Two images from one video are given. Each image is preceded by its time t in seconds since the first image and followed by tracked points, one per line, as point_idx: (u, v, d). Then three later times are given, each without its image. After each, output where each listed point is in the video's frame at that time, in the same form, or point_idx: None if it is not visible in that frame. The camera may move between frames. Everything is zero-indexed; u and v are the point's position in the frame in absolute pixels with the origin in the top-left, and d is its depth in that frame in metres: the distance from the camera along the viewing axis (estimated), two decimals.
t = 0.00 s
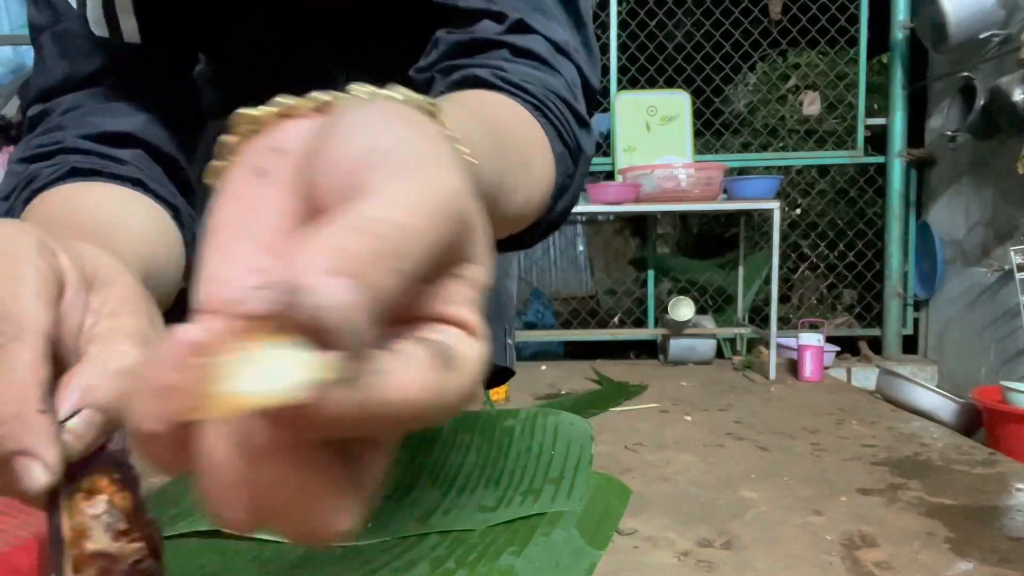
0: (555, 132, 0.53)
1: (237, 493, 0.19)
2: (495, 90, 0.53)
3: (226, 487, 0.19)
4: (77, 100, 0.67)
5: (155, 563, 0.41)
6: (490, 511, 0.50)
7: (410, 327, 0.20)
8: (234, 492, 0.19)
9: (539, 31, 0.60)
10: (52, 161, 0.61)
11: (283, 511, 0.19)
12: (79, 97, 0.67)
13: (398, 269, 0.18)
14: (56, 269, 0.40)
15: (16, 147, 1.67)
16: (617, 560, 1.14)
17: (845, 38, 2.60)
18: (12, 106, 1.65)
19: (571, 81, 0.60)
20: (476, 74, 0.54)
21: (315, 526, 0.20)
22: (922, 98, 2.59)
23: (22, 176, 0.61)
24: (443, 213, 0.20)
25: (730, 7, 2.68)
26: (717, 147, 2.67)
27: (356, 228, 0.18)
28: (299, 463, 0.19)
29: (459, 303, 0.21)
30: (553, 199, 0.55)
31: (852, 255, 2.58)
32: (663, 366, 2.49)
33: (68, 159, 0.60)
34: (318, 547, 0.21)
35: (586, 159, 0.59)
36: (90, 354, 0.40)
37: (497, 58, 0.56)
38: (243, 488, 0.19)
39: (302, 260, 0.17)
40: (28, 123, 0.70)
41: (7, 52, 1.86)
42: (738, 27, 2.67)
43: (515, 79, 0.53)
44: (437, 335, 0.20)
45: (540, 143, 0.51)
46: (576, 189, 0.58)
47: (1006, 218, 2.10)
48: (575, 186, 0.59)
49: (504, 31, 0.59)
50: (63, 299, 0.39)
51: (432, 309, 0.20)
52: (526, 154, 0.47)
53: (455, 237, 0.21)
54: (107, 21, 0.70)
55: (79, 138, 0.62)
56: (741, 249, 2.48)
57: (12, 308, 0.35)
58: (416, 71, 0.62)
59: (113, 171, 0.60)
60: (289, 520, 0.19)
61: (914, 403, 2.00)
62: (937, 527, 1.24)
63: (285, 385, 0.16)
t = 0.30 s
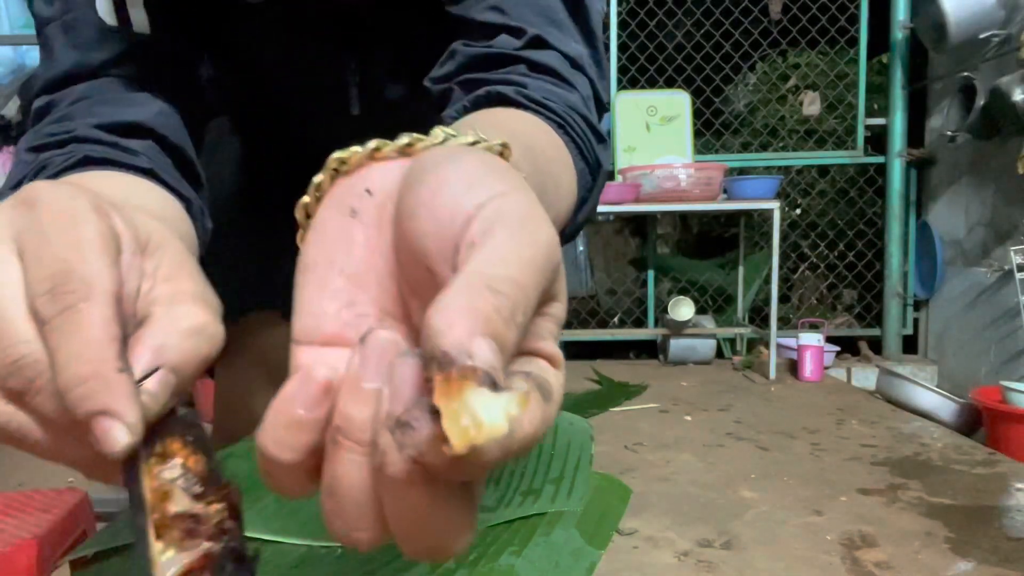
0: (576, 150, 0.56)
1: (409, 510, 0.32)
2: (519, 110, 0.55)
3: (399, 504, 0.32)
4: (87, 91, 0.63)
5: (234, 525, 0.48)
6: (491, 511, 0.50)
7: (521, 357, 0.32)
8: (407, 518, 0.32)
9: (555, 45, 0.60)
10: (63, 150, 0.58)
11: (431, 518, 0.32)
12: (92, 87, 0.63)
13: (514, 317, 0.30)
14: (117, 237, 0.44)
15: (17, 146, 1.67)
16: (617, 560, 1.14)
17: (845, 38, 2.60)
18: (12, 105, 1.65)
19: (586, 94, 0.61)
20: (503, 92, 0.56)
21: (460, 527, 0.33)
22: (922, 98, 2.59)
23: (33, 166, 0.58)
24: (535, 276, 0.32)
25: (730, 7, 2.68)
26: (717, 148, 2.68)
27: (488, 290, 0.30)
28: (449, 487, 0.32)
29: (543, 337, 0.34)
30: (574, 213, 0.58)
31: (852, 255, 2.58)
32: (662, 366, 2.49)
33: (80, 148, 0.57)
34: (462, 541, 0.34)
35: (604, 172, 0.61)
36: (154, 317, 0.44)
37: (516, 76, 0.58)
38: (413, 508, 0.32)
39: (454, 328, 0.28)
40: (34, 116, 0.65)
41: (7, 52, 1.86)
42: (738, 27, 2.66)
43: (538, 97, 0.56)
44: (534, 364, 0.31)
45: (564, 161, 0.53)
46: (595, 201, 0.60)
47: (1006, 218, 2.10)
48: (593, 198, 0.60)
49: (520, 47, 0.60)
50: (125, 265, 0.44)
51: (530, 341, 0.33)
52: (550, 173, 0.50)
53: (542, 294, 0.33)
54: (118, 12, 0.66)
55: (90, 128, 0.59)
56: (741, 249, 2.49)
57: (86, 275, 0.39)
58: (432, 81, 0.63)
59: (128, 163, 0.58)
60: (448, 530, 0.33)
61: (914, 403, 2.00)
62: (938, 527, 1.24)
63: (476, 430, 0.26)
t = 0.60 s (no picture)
0: (594, 141, 0.55)
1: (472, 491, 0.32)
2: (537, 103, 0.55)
3: (462, 483, 0.32)
4: (93, 75, 0.62)
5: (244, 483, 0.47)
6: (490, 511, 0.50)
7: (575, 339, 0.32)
8: (468, 498, 0.33)
9: (571, 40, 0.60)
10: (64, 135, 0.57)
11: (493, 502, 0.32)
12: (98, 70, 0.63)
13: (568, 297, 0.30)
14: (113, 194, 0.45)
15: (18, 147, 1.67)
16: (617, 560, 1.14)
17: (845, 38, 2.59)
18: (12, 105, 1.65)
19: (601, 89, 0.61)
20: (521, 88, 0.56)
21: (521, 507, 0.34)
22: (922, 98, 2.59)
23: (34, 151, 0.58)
24: (587, 258, 0.32)
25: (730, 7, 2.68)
26: (717, 148, 2.68)
27: (544, 274, 0.30)
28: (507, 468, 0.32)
29: (591, 320, 0.34)
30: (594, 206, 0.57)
31: (852, 255, 2.58)
32: (662, 366, 2.48)
33: (81, 132, 0.57)
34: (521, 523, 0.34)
35: (622, 165, 0.60)
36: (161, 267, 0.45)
37: (532, 71, 0.57)
38: (477, 484, 0.32)
39: (509, 305, 0.28)
40: (35, 103, 0.64)
41: (7, 52, 1.86)
42: (738, 27, 2.66)
43: (556, 89, 0.56)
44: (580, 348, 0.31)
45: (583, 153, 0.53)
46: (614, 193, 0.59)
47: (1006, 218, 2.10)
48: (611, 191, 0.60)
49: (536, 42, 0.59)
50: (125, 221, 0.45)
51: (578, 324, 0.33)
52: (572, 162, 0.49)
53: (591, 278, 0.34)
54: None
55: (92, 112, 0.58)
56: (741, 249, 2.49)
57: (85, 226, 0.40)
58: (445, 79, 0.63)
59: (128, 147, 0.57)
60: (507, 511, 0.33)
61: (914, 403, 2.00)
62: (937, 527, 1.24)
63: (548, 395, 0.27)
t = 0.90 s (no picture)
0: (597, 128, 0.55)
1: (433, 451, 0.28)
2: (540, 93, 0.54)
3: (432, 447, 0.28)
4: (93, 62, 0.61)
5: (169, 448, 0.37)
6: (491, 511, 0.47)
7: (536, 313, 0.28)
8: (436, 456, 0.28)
9: (576, 32, 0.60)
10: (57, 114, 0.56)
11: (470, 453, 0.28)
12: (100, 57, 0.61)
13: (531, 260, 0.27)
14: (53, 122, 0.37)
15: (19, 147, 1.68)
16: (617, 560, 1.14)
17: (845, 38, 2.59)
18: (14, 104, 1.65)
19: (607, 79, 0.60)
20: (524, 77, 0.55)
21: (496, 467, 0.29)
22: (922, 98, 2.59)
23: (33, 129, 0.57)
24: (554, 219, 0.29)
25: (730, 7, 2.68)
26: (717, 148, 2.68)
27: (504, 234, 0.26)
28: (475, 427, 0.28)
29: (568, 289, 0.30)
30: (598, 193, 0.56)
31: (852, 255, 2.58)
32: (662, 366, 2.48)
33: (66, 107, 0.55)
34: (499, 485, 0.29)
35: (626, 154, 0.59)
36: (111, 196, 0.36)
37: (536, 62, 0.57)
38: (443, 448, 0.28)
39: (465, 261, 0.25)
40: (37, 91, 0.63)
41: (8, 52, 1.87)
42: (738, 27, 2.67)
43: (558, 77, 0.55)
44: (552, 319, 0.28)
45: (586, 140, 0.52)
46: (619, 182, 0.59)
47: (1006, 218, 2.10)
48: (615, 180, 0.59)
49: (541, 33, 0.59)
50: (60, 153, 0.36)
51: (550, 295, 0.29)
52: (569, 147, 0.48)
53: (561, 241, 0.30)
54: None
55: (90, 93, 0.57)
56: (741, 249, 2.48)
57: None
58: (452, 76, 0.63)
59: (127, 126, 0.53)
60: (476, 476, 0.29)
61: (914, 403, 2.00)
62: (938, 527, 1.24)
63: (439, 366, 0.24)
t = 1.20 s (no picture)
0: (581, 113, 0.54)
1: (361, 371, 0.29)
2: (525, 77, 0.54)
3: (357, 371, 0.29)
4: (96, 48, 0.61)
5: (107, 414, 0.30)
6: (490, 512, 0.47)
7: (465, 261, 0.30)
8: (360, 385, 0.29)
9: (568, 24, 0.60)
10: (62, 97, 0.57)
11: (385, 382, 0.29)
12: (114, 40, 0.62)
13: (447, 191, 0.27)
14: (18, 64, 0.30)
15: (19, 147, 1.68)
16: (618, 560, 1.14)
17: (845, 38, 2.59)
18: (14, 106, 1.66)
19: (599, 71, 0.60)
20: (510, 62, 0.55)
21: (419, 391, 0.30)
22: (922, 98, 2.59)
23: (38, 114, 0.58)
24: (474, 161, 0.28)
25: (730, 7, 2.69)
26: (717, 147, 2.67)
27: (422, 166, 0.26)
28: (397, 348, 0.29)
29: (503, 235, 0.31)
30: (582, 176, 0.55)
31: (852, 255, 2.58)
32: (662, 366, 2.48)
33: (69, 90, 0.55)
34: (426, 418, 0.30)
35: (612, 143, 0.59)
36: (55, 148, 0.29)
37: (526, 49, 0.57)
38: (366, 370, 0.29)
39: (369, 188, 0.25)
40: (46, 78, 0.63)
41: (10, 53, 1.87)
42: (738, 27, 2.67)
43: (544, 62, 0.55)
44: (489, 265, 0.30)
45: (567, 124, 0.51)
46: (604, 171, 0.57)
47: (1006, 218, 2.10)
48: (601, 168, 0.58)
49: (534, 25, 0.60)
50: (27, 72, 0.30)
51: (481, 246, 0.30)
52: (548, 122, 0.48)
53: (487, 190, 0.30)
54: None
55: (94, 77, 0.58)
56: (741, 249, 2.48)
57: None
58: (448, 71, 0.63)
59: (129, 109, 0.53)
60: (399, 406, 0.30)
61: (914, 403, 2.00)
62: (937, 527, 1.24)
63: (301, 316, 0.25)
